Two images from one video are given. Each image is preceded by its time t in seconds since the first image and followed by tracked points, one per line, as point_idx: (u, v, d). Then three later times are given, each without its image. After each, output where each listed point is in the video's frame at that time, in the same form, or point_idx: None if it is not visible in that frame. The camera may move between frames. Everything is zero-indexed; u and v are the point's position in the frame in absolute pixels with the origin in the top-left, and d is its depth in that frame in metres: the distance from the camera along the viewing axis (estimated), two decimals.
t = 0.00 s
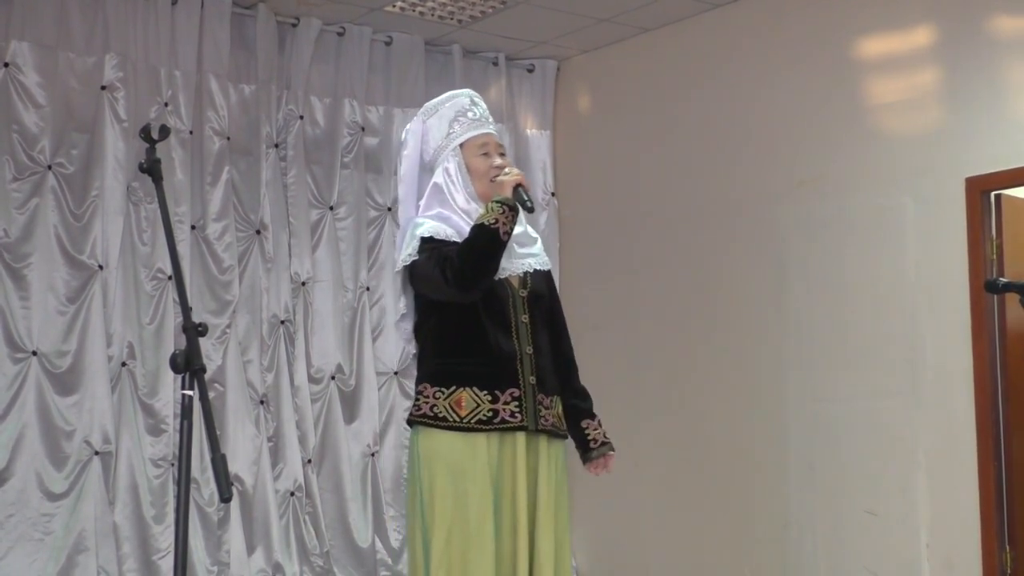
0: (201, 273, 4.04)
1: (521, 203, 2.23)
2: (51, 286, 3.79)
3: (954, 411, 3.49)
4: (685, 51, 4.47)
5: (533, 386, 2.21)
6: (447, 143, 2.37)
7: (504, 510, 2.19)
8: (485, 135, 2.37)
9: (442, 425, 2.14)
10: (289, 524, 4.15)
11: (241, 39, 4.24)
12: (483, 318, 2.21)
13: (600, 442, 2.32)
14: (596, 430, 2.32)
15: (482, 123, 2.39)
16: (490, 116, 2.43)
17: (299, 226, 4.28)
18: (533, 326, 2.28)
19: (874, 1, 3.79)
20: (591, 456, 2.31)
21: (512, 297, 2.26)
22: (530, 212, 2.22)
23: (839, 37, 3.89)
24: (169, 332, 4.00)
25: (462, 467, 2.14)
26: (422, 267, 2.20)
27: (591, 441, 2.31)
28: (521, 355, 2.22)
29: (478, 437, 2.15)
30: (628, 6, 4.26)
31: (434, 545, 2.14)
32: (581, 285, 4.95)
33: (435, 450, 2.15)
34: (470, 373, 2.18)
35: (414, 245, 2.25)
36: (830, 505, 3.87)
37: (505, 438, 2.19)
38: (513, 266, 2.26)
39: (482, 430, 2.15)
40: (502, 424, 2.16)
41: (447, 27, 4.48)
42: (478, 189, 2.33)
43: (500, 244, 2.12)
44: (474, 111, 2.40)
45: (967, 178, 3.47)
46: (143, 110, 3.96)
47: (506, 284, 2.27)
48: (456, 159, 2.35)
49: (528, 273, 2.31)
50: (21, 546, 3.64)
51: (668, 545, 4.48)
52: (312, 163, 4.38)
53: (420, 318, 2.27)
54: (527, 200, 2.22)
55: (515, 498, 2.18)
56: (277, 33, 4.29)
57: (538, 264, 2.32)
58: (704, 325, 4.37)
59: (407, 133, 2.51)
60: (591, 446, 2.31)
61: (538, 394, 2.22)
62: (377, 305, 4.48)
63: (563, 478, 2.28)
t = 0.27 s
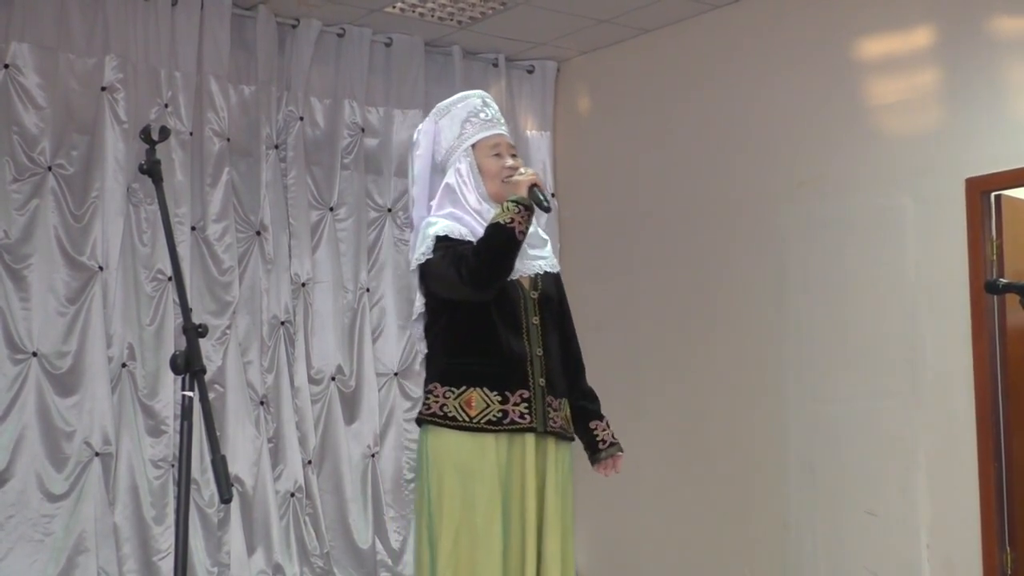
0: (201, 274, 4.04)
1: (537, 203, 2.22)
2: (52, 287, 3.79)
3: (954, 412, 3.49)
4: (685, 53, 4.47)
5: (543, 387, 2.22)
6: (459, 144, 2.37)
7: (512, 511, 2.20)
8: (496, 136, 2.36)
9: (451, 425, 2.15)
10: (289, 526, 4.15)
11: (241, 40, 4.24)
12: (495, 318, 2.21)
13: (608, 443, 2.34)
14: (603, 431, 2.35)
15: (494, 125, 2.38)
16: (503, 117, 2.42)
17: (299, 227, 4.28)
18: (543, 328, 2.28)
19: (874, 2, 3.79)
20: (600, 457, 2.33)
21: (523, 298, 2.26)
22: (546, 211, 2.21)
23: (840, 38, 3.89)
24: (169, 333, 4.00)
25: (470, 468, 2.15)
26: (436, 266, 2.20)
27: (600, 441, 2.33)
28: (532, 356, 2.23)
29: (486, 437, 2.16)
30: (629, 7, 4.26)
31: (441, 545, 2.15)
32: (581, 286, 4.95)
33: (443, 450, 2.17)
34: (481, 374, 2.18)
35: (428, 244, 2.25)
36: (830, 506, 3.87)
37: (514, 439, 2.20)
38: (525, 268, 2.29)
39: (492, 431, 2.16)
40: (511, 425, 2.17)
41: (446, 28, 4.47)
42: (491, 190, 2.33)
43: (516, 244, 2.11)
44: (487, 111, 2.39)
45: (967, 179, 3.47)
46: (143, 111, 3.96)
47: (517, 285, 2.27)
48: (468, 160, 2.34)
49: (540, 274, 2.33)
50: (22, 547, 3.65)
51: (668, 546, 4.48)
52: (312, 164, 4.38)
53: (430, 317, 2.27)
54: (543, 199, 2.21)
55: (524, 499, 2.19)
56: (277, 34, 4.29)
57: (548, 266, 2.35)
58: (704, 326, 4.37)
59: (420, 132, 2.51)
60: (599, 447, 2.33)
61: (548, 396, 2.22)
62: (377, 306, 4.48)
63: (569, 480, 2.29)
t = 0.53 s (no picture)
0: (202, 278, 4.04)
1: (545, 211, 2.24)
2: (52, 291, 3.80)
3: (955, 415, 3.49)
4: (686, 56, 4.47)
5: (551, 392, 2.23)
6: (465, 150, 2.39)
7: (521, 514, 2.21)
8: (503, 142, 2.39)
9: (461, 430, 2.16)
10: (290, 530, 4.15)
11: (241, 44, 4.24)
12: (502, 323, 2.21)
13: (611, 450, 2.35)
14: (606, 438, 2.35)
15: (501, 130, 2.41)
16: (509, 123, 2.44)
17: (300, 231, 4.28)
18: (550, 332, 2.29)
19: (875, 5, 3.78)
20: (602, 464, 2.34)
21: (530, 303, 2.27)
22: (554, 219, 2.22)
23: (841, 42, 3.89)
24: (169, 337, 4.00)
25: (480, 473, 2.16)
26: (443, 272, 2.21)
27: (602, 449, 2.34)
28: (539, 361, 2.24)
29: (495, 442, 2.17)
30: (630, 11, 4.25)
31: (453, 549, 2.16)
32: (582, 290, 4.95)
33: (453, 455, 2.17)
34: (489, 379, 2.19)
35: (434, 250, 2.25)
36: (831, 509, 3.86)
37: (523, 444, 2.21)
38: (531, 274, 2.30)
39: (501, 436, 2.16)
40: (520, 430, 2.17)
41: (446, 32, 4.45)
42: (497, 196, 2.36)
43: (522, 251, 2.13)
44: (493, 117, 2.42)
45: (967, 182, 3.48)
46: (143, 115, 3.96)
47: (524, 290, 2.28)
48: (475, 165, 2.37)
49: (546, 280, 2.33)
50: (22, 551, 3.64)
51: (669, 550, 4.48)
52: (313, 168, 4.37)
53: (437, 322, 2.28)
54: (552, 207, 2.22)
55: (533, 502, 2.20)
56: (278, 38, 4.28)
57: (554, 271, 2.34)
58: (705, 330, 4.36)
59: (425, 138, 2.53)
60: (602, 454, 2.34)
61: (556, 400, 2.23)
62: (378, 309, 4.48)
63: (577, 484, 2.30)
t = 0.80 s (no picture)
0: (203, 285, 4.04)
1: (545, 214, 2.24)
2: (53, 298, 3.80)
3: (955, 422, 3.49)
4: (687, 63, 4.47)
5: (553, 398, 2.22)
6: (464, 157, 2.41)
7: (523, 522, 2.21)
8: (502, 148, 2.41)
9: (462, 436, 2.17)
10: (290, 536, 4.14)
11: (242, 50, 4.24)
12: (504, 329, 2.22)
13: (625, 451, 2.35)
14: (620, 439, 2.35)
15: (499, 136, 2.43)
16: (507, 129, 2.47)
17: (300, 238, 4.27)
18: (552, 339, 2.30)
19: (876, 12, 3.78)
20: (618, 465, 2.34)
21: (532, 310, 2.28)
22: (554, 223, 2.23)
23: (842, 49, 3.89)
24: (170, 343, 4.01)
25: (480, 479, 2.17)
26: (446, 280, 2.21)
27: (616, 449, 2.34)
28: (541, 367, 2.24)
29: (496, 448, 2.17)
30: (631, 17, 4.24)
31: (451, 555, 2.17)
32: (583, 296, 4.95)
33: (453, 461, 2.18)
34: (491, 385, 2.20)
35: (436, 256, 2.25)
36: (832, 516, 3.86)
37: (524, 450, 2.21)
38: (533, 279, 2.31)
39: (502, 442, 2.17)
40: (521, 436, 2.17)
41: (447, 39, 4.45)
42: (497, 202, 2.38)
43: (523, 255, 2.13)
44: (491, 123, 2.44)
45: (968, 189, 3.48)
46: (144, 122, 3.96)
47: (526, 297, 2.29)
48: (475, 172, 2.39)
49: (548, 286, 2.34)
50: (22, 558, 3.64)
51: (670, 556, 4.47)
52: (313, 175, 4.37)
53: (440, 329, 2.29)
54: (552, 211, 2.23)
55: (535, 511, 2.20)
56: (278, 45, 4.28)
57: (557, 277, 2.35)
58: (707, 337, 4.36)
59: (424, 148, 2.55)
60: (616, 455, 2.34)
61: (558, 407, 2.23)
62: (378, 316, 4.47)
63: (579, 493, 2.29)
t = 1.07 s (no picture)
0: (201, 293, 4.00)
1: (538, 215, 2.22)
2: (51, 306, 3.77)
3: (960, 430, 3.46)
4: (688, 69, 4.44)
5: (549, 406, 2.18)
6: (460, 163, 2.38)
7: (519, 530, 2.18)
8: (498, 152, 2.36)
9: (456, 444, 2.14)
10: (289, 547, 4.10)
11: (241, 56, 4.21)
12: (499, 336, 2.19)
13: (642, 445, 2.33)
14: (636, 434, 2.33)
15: (495, 140, 2.38)
16: (502, 133, 2.41)
17: (299, 245, 4.24)
18: (550, 346, 2.25)
19: (880, 18, 3.75)
20: (637, 460, 2.32)
21: (529, 317, 2.24)
22: (547, 222, 2.22)
23: (846, 55, 3.86)
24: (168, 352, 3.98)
25: (476, 487, 2.13)
26: (441, 284, 2.19)
27: (634, 445, 2.32)
28: (537, 374, 2.20)
29: (491, 457, 2.15)
30: (634, 23, 4.21)
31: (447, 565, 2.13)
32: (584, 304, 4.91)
33: (448, 469, 2.15)
34: (485, 392, 2.16)
35: (432, 263, 2.24)
36: (836, 525, 3.82)
37: (520, 458, 2.18)
38: (530, 284, 2.27)
39: (497, 450, 2.14)
40: (516, 444, 2.14)
41: (448, 45, 4.42)
42: (493, 206, 2.33)
43: (516, 256, 2.10)
44: (486, 128, 2.39)
45: (972, 195, 3.46)
46: (143, 128, 3.93)
47: (523, 304, 2.25)
48: (470, 178, 2.35)
49: (547, 291, 2.30)
50: (18, 569, 3.61)
51: (672, 566, 4.43)
52: (313, 181, 4.34)
53: (437, 335, 2.26)
54: (544, 211, 2.21)
55: (531, 518, 2.17)
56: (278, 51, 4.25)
57: (555, 282, 2.31)
58: (710, 345, 4.32)
59: (421, 154, 2.52)
60: (635, 451, 2.32)
61: (554, 415, 2.19)
62: (378, 324, 4.45)
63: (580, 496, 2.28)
